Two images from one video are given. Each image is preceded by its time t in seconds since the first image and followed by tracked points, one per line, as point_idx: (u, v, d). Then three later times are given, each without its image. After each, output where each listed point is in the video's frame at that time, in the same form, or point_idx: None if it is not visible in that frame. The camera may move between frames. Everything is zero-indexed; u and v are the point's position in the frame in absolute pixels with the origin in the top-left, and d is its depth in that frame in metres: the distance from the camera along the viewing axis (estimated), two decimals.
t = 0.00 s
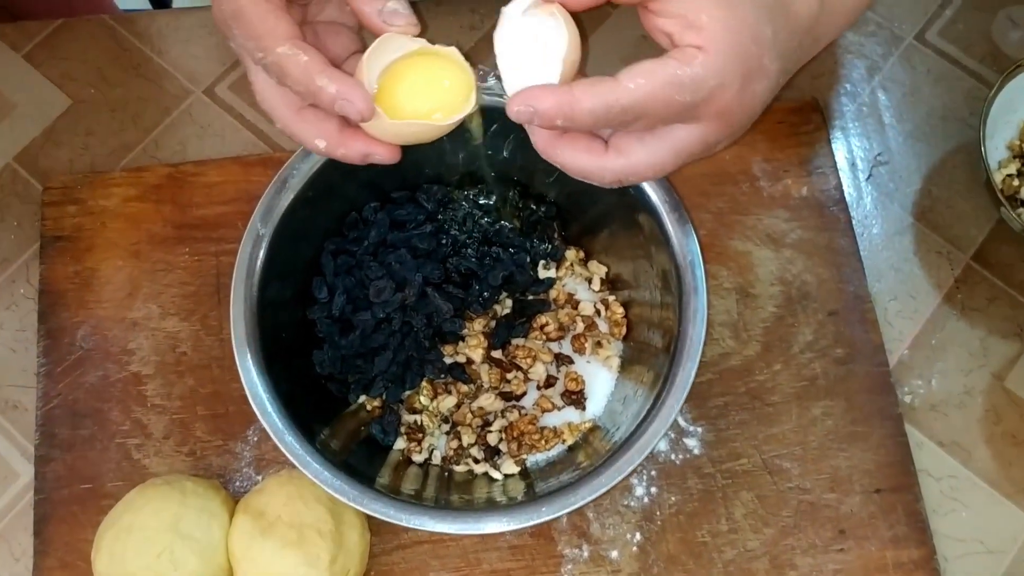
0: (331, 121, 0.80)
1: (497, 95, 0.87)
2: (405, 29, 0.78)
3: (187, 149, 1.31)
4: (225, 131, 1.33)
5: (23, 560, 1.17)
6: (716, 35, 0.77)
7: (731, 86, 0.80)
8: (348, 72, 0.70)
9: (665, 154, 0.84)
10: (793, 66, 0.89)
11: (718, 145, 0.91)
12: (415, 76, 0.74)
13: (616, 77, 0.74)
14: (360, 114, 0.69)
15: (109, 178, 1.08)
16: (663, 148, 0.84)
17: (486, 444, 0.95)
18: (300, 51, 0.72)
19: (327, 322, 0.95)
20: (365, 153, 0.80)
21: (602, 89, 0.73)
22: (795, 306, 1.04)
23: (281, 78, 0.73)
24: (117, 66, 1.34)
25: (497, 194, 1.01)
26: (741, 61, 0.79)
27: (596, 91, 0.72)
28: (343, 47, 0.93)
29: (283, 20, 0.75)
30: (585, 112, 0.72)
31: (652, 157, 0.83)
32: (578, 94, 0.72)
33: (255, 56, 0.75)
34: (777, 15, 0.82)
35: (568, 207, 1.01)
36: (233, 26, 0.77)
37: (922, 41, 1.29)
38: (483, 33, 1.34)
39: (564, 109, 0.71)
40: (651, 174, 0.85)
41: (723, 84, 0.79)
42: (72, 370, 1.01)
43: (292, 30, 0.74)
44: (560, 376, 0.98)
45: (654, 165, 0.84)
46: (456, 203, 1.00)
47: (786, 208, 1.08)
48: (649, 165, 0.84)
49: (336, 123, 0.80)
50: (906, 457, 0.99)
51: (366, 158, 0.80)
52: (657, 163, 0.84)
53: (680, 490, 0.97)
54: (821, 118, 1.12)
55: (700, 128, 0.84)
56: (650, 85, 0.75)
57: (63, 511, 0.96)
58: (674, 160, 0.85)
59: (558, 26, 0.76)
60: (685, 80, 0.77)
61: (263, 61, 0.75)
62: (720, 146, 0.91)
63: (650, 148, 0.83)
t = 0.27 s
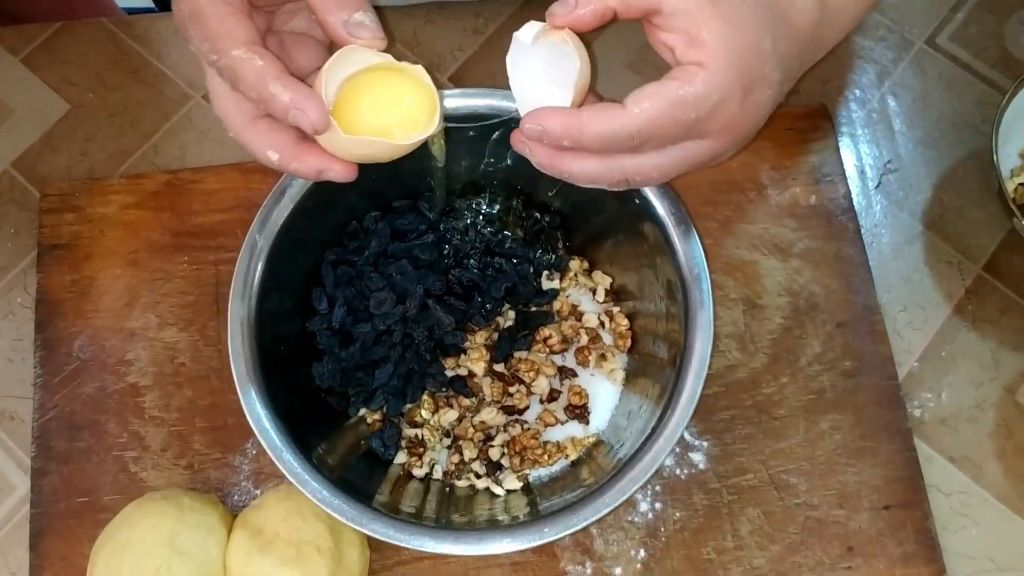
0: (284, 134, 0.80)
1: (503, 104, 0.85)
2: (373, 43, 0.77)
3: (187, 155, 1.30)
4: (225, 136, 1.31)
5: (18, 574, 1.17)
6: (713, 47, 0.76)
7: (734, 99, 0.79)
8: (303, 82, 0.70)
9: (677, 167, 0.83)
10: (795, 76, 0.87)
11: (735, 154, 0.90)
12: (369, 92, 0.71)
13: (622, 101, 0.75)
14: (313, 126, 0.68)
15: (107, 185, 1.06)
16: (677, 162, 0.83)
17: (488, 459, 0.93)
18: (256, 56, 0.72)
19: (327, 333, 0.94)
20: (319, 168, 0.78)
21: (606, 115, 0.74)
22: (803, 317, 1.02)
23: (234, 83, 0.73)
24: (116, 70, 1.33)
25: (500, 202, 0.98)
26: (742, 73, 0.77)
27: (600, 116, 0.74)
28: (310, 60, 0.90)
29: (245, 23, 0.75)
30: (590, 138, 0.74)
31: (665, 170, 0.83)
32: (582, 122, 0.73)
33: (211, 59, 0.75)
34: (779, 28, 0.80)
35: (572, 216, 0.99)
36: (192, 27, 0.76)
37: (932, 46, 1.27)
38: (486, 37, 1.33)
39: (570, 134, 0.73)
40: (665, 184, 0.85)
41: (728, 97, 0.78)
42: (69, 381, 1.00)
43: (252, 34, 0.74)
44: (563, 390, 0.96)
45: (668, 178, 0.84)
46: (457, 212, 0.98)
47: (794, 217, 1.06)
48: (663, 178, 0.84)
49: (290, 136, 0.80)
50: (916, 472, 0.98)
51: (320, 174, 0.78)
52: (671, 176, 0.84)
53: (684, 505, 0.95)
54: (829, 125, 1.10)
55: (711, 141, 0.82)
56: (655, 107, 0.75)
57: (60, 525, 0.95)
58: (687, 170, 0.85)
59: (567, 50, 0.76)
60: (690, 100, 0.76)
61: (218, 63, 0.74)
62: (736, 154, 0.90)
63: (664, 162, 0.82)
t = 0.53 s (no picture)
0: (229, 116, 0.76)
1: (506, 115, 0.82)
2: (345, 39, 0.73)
3: (181, 160, 1.30)
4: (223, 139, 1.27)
5: None
6: (699, 18, 0.72)
7: (731, 71, 0.73)
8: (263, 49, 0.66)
9: (690, 149, 0.77)
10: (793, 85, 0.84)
11: (749, 134, 0.84)
12: (328, 76, 0.67)
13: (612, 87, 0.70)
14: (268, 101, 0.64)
15: (100, 193, 1.02)
16: (686, 144, 0.77)
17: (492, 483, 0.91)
18: (210, 14, 0.67)
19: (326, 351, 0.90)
20: (266, 154, 0.74)
21: (600, 106, 0.69)
22: (819, 334, 0.98)
23: (183, 40, 0.68)
24: (109, 74, 1.33)
25: (506, 215, 0.95)
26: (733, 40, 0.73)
27: (594, 109, 0.69)
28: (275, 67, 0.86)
29: None
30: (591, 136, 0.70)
31: (676, 157, 0.77)
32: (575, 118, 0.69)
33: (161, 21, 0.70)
34: (782, 36, 0.76)
35: (580, 229, 0.96)
36: None
37: (955, 48, 1.26)
38: (490, 38, 1.31)
39: (567, 136, 0.69)
40: (679, 174, 0.79)
41: (722, 66, 0.73)
42: (61, 398, 0.97)
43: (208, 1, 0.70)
44: (570, 411, 0.93)
45: (684, 166, 0.79)
46: (462, 224, 0.94)
47: (811, 228, 1.01)
48: (679, 168, 0.78)
49: (234, 118, 0.76)
50: (936, 497, 0.94)
51: (265, 161, 0.74)
52: (685, 165, 0.78)
53: (696, 531, 0.93)
54: (848, 131, 1.05)
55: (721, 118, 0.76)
56: (645, 85, 0.70)
57: (53, 548, 0.92)
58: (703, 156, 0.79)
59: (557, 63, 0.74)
60: (680, 71, 0.71)
61: (166, 18, 0.69)
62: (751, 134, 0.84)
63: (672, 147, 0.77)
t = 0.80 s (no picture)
0: (238, 202, 0.75)
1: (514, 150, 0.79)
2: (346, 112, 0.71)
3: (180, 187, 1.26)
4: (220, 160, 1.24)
5: None
6: (706, 52, 0.69)
7: (743, 105, 0.69)
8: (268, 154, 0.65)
9: (709, 189, 0.74)
10: (816, 126, 0.79)
11: (773, 173, 0.79)
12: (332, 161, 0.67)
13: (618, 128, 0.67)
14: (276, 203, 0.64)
15: (92, 223, 0.98)
16: (703, 183, 0.73)
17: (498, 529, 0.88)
18: (219, 120, 0.68)
19: (325, 393, 0.87)
20: (274, 240, 0.73)
21: (608, 149, 0.66)
22: (835, 373, 0.95)
23: (190, 144, 0.69)
24: (103, 97, 1.31)
25: (512, 250, 0.91)
26: (742, 73, 0.69)
27: (601, 153, 0.66)
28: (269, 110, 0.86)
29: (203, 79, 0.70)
30: (600, 180, 0.67)
31: (694, 200, 0.74)
32: (581, 162, 0.66)
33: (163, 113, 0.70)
34: (798, 64, 0.71)
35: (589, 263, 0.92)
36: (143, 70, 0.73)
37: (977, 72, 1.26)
38: (495, 60, 1.29)
39: (576, 182, 0.67)
40: (701, 217, 0.76)
41: (734, 100, 0.69)
42: (53, 438, 0.94)
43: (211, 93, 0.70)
44: (578, 456, 0.91)
45: (703, 206, 0.75)
46: (467, 259, 0.91)
47: (827, 262, 0.98)
48: (697, 209, 0.75)
49: (243, 203, 0.75)
50: (956, 543, 0.91)
51: (278, 249, 0.74)
52: (703, 205, 0.75)
53: None
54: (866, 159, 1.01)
55: (738, 156, 0.72)
56: (652, 123, 0.67)
57: None
58: (724, 194, 0.75)
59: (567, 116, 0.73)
60: (688, 108, 0.68)
61: (172, 120, 0.70)
62: (776, 171, 0.79)
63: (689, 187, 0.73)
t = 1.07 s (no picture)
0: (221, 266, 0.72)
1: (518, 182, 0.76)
2: (340, 171, 0.67)
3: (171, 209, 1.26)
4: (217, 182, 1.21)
5: None
6: (706, 78, 0.65)
7: (750, 133, 0.64)
8: (254, 223, 0.63)
9: (718, 224, 0.68)
10: (835, 150, 0.73)
11: (789, 203, 0.74)
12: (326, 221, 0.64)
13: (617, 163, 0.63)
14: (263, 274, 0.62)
15: (85, 251, 0.96)
16: (712, 217, 0.68)
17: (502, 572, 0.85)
18: (200, 188, 0.65)
19: (324, 431, 0.85)
20: (262, 307, 0.70)
21: (607, 186, 0.62)
22: (850, 407, 0.92)
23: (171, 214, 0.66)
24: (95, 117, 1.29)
25: (517, 282, 0.88)
26: (747, 99, 0.64)
27: (599, 190, 0.62)
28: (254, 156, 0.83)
29: (185, 142, 0.67)
30: (600, 219, 0.62)
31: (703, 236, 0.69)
32: (578, 201, 0.62)
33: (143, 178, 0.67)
34: (808, 88, 0.67)
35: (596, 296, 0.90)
36: (120, 128, 0.69)
37: (995, 96, 1.25)
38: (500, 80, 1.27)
39: (575, 222, 0.62)
40: (712, 254, 0.71)
41: (739, 127, 0.64)
42: (42, 473, 0.91)
43: (194, 158, 0.66)
44: (585, 496, 0.88)
45: (714, 242, 0.70)
46: (470, 291, 0.88)
47: (841, 292, 0.95)
48: (708, 246, 0.70)
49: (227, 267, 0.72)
50: None
51: (264, 314, 0.71)
52: (714, 241, 0.69)
53: None
54: (881, 185, 0.98)
55: (746, 187, 0.67)
56: (652, 155, 0.62)
57: None
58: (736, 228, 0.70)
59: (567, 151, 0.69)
60: (690, 138, 0.63)
61: (152, 187, 0.67)
62: (793, 201, 0.74)
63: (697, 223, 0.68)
